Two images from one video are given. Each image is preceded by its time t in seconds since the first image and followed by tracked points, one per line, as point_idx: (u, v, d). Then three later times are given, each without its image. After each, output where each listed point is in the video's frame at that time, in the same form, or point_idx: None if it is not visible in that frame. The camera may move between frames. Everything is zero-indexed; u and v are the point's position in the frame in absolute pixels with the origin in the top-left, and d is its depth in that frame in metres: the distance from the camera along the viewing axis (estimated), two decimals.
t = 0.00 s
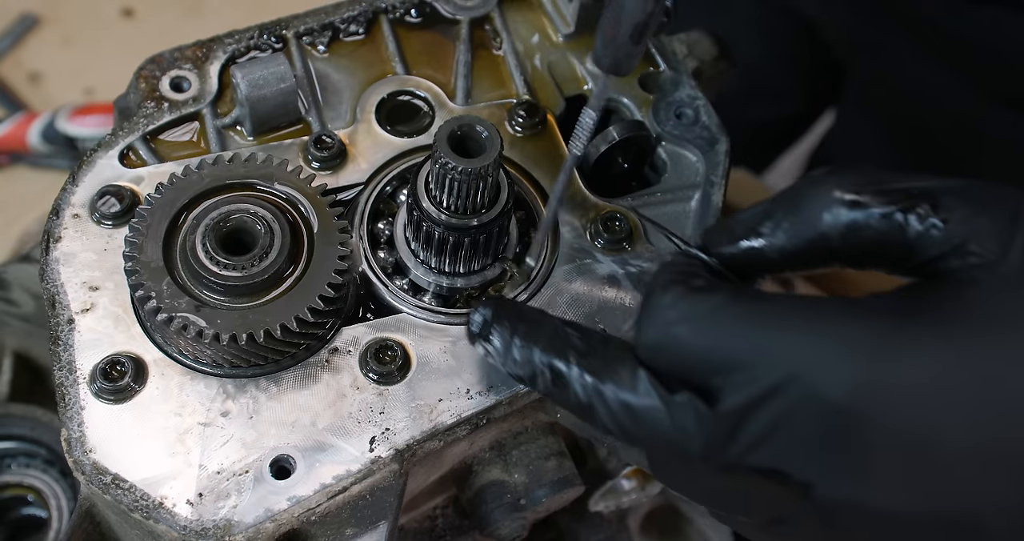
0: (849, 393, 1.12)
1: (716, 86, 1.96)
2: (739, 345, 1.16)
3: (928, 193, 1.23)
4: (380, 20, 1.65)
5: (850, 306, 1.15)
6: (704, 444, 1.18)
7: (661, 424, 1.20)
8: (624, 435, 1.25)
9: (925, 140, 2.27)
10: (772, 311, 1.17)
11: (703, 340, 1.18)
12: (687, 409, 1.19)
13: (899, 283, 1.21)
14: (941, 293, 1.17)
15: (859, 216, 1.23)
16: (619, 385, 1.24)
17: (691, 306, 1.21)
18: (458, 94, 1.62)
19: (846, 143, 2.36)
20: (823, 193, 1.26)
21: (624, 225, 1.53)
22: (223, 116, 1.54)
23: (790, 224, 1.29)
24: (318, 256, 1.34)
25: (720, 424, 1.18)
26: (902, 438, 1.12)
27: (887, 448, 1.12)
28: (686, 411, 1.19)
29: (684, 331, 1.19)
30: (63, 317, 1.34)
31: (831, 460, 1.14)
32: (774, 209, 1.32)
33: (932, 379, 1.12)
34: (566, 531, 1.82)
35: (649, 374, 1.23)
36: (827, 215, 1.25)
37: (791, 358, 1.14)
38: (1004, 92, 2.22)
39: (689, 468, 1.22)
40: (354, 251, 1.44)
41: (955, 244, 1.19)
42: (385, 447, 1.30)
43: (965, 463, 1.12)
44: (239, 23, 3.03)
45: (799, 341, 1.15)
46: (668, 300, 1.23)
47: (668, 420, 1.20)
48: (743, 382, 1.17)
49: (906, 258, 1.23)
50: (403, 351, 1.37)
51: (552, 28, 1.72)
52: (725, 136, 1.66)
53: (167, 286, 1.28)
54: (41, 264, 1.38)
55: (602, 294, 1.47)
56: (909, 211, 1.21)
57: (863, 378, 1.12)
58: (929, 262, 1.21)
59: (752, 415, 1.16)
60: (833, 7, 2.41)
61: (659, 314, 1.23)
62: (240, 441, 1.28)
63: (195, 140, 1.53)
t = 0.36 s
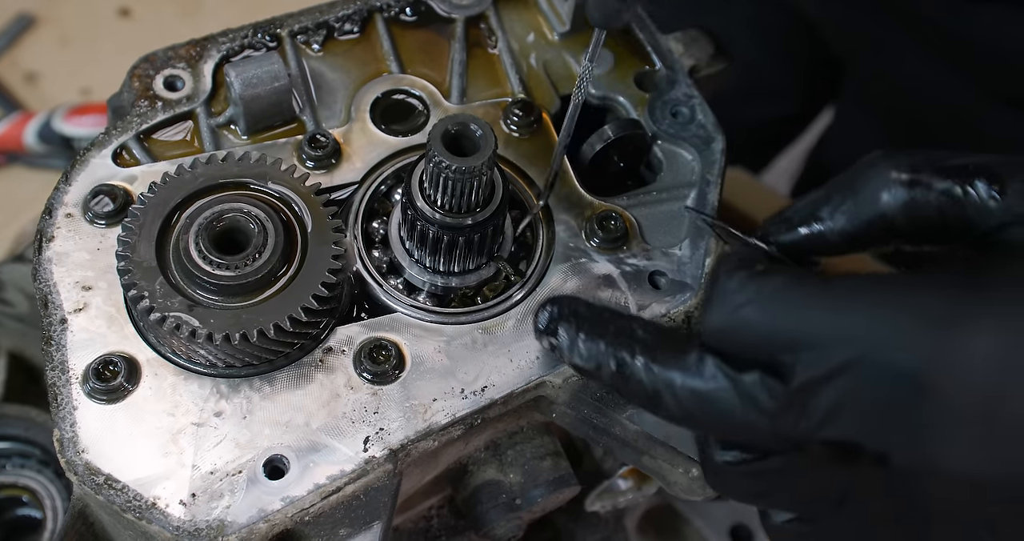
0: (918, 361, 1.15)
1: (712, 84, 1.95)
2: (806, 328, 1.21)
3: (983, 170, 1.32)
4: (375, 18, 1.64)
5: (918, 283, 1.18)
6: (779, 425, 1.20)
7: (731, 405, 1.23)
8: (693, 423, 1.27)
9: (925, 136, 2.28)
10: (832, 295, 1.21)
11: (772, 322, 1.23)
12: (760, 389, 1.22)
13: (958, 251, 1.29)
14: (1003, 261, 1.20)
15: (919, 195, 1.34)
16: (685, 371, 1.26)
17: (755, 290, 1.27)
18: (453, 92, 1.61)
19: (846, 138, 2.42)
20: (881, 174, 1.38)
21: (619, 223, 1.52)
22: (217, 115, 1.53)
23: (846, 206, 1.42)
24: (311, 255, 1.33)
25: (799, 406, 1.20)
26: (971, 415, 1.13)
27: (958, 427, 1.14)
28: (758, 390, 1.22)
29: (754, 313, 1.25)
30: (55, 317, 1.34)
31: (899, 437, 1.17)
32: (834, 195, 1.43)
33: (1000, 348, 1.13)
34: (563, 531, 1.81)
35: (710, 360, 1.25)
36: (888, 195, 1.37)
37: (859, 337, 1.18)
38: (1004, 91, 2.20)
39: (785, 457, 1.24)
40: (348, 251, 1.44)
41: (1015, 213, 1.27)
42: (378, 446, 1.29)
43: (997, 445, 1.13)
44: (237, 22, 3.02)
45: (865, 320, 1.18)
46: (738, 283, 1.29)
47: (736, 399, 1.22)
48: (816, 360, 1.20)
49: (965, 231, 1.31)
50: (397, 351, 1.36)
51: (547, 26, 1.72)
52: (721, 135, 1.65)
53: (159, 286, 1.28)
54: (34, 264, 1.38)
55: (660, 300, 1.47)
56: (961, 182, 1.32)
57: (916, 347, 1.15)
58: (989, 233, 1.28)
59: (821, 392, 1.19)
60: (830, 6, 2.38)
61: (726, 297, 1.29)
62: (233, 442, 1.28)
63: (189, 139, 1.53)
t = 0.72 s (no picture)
0: (822, 278, 1.16)
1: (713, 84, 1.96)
2: (720, 254, 1.23)
3: (902, 122, 1.32)
4: (377, 18, 1.65)
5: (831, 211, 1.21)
6: (703, 348, 1.20)
7: (659, 335, 1.22)
8: (623, 359, 1.25)
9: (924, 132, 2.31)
10: (746, 226, 1.24)
11: (689, 254, 1.26)
12: (681, 317, 1.22)
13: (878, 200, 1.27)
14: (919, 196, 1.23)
15: (845, 154, 1.33)
16: (617, 307, 1.25)
17: (676, 226, 1.31)
18: (455, 91, 1.62)
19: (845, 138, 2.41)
20: (809, 134, 1.38)
21: (621, 221, 1.53)
22: (220, 114, 1.54)
23: (776, 165, 1.40)
24: (314, 254, 1.34)
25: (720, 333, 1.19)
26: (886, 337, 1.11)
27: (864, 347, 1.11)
28: (679, 317, 1.22)
29: (673, 246, 1.28)
30: (60, 315, 1.34)
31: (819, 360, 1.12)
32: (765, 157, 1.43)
33: (903, 266, 1.14)
34: (565, 529, 1.81)
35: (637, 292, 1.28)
36: (813, 156, 1.36)
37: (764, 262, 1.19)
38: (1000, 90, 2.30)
39: (708, 395, 1.18)
40: (351, 249, 1.44)
41: (928, 158, 1.27)
42: (381, 444, 1.30)
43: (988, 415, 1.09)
44: (237, 23, 3.03)
45: (772, 245, 1.20)
46: (660, 224, 1.33)
47: (663, 328, 1.22)
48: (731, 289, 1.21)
49: (884, 183, 1.31)
50: (400, 348, 1.37)
51: (548, 26, 1.72)
52: (722, 134, 1.66)
53: (163, 284, 1.28)
54: (38, 263, 1.38)
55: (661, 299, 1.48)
56: (878, 139, 1.31)
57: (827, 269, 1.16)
58: (905, 179, 1.28)
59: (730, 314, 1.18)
60: (830, 9, 2.44)
61: (655, 240, 1.31)
62: (237, 439, 1.28)
63: (192, 139, 1.53)
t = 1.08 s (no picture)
0: (800, 263, 1.19)
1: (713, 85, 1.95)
2: (699, 240, 1.26)
3: (889, 114, 1.33)
4: (376, 18, 1.64)
5: (814, 197, 1.23)
6: (678, 332, 1.22)
7: (636, 318, 1.23)
8: (602, 343, 1.26)
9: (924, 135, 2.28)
10: (722, 210, 1.28)
11: (670, 238, 1.28)
12: (658, 300, 1.23)
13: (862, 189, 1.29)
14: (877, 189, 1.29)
15: (827, 144, 1.36)
16: (597, 290, 1.27)
17: (657, 210, 1.33)
18: (454, 92, 1.62)
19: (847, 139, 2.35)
20: (791, 124, 1.41)
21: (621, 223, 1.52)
22: (218, 115, 1.53)
23: (760, 154, 1.43)
24: (313, 255, 1.33)
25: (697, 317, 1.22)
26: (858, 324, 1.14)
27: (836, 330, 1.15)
28: (657, 300, 1.23)
29: (653, 231, 1.30)
30: (58, 317, 1.34)
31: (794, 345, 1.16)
32: (750, 147, 1.46)
33: (877, 253, 1.17)
34: (565, 531, 1.81)
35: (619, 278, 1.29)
36: (797, 146, 1.39)
37: (742, 248, 1.23)
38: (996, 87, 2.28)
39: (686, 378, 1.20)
40: (350, 251, 1.44)
41: (910, 147, 1.29)
42: (380, 446, 1.29)
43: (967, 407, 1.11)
44: (237, 23, 3.02)
45: (748, 228, 1.24)
46: (642, 210, 1.34)
47: (641, 311, 1.23)
48: (710, 273, 1.24)
49: (867, 174, 1.33)
50: (399, 350, 1.36)
51: (548, 26, 1.72)
52: (722, 135, 1.66)
53: (161, 286, 1.28)
54: (36, 264, 1.38)
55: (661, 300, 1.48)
56: (862, 130, 1.33)
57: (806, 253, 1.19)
58: (887, 168, 1.30)
59: (707, 300, 1.22)
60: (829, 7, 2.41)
61: (636, 224, 1.33)
62: (235, 442, 1.28)
63: (190, 139, 1.53)
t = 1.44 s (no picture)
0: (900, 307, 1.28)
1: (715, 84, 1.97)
2: (781, 284, 1.34)
3: (968, 143, 1.44)
4: (384, 19, 1.67)
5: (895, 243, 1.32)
6: (774, 378, 1.29)
7: (727, 362, 1.30)
8: (692, 386, 1.32)
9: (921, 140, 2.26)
10: (811, 254, 1.35)
11: (754, 282, 1.36)
12: (748, 345, 1.31)
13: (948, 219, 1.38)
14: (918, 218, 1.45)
15: (906, 171, 1.44)
16: (684, 332, 1.33)
17: (738, 253, 1.40)
18: (461, 92, 1.64)
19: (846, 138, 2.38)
20: (866, 154, 1.50)
21: (626, 220, 1.54)
22: (229, 115, 1.56)
23: (836, 186, 1.51)
24: (323, 252, 1.36)
25: (790, 360, 1.30)
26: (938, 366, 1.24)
27: (931, 372, 1.25)
28: (748, 345, 1.30)
29: (735, 275, 1.38)
30: (73, 313, 1.36)
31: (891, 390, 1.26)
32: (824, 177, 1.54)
33: (962, 298, 1.27)
34: (569, 525, 1.81)
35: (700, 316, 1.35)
36: (873, 174, 1.47)
37: (835, 293, 1.31)
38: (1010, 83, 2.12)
39: (782, 420, 1.31)
40: (359, 248, 1.46)
41: (994, 178, 1.38)
42: (391, 440, 1.32)
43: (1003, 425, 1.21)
44: (242, 25, 3.04)
45: (849, 273, 1.31)
46: (723, 251, 1.41)
47: (732, 356, 1.30)
48: (801, 319, 1.32)
49: (949, 202, 1.42)
50: (408, 346, 1.39)
51: (553, 27, 1.74)
52: (725, 133, 1.68)
53: (175, 282, 1.30)
54: (51, 262, 1.40)
55: (664, 296, 1.50)
56: (943, 158, 1.42)
57: (897, 298, 1.28)
58: (972, 200, 1.39)
59: (804, 346, 1.30)
60: (830, 6, 2.30)
61: (717, 265, 1.40)
62: (248, 435, 1.30)
63: (202, 139, 1.55)
